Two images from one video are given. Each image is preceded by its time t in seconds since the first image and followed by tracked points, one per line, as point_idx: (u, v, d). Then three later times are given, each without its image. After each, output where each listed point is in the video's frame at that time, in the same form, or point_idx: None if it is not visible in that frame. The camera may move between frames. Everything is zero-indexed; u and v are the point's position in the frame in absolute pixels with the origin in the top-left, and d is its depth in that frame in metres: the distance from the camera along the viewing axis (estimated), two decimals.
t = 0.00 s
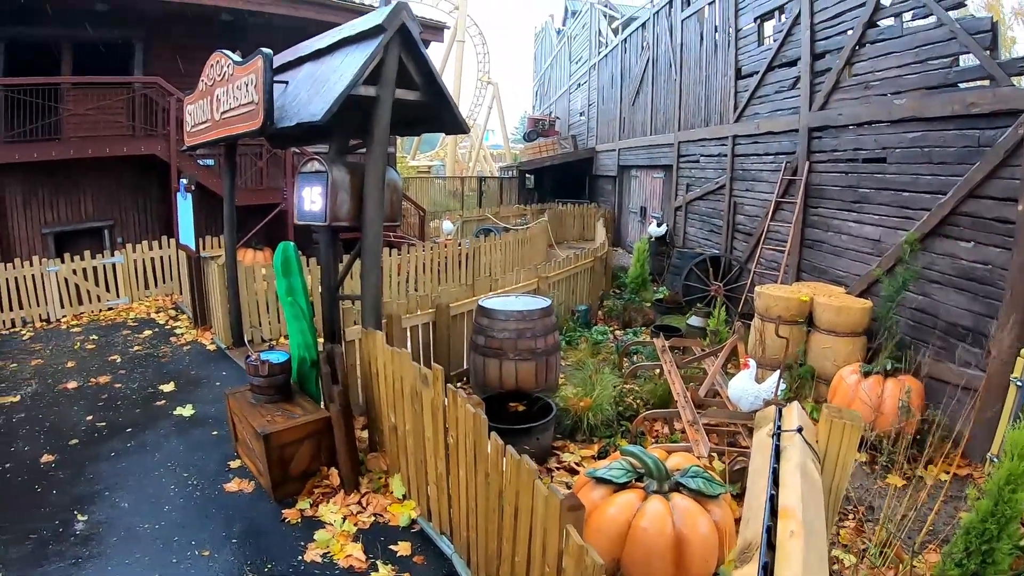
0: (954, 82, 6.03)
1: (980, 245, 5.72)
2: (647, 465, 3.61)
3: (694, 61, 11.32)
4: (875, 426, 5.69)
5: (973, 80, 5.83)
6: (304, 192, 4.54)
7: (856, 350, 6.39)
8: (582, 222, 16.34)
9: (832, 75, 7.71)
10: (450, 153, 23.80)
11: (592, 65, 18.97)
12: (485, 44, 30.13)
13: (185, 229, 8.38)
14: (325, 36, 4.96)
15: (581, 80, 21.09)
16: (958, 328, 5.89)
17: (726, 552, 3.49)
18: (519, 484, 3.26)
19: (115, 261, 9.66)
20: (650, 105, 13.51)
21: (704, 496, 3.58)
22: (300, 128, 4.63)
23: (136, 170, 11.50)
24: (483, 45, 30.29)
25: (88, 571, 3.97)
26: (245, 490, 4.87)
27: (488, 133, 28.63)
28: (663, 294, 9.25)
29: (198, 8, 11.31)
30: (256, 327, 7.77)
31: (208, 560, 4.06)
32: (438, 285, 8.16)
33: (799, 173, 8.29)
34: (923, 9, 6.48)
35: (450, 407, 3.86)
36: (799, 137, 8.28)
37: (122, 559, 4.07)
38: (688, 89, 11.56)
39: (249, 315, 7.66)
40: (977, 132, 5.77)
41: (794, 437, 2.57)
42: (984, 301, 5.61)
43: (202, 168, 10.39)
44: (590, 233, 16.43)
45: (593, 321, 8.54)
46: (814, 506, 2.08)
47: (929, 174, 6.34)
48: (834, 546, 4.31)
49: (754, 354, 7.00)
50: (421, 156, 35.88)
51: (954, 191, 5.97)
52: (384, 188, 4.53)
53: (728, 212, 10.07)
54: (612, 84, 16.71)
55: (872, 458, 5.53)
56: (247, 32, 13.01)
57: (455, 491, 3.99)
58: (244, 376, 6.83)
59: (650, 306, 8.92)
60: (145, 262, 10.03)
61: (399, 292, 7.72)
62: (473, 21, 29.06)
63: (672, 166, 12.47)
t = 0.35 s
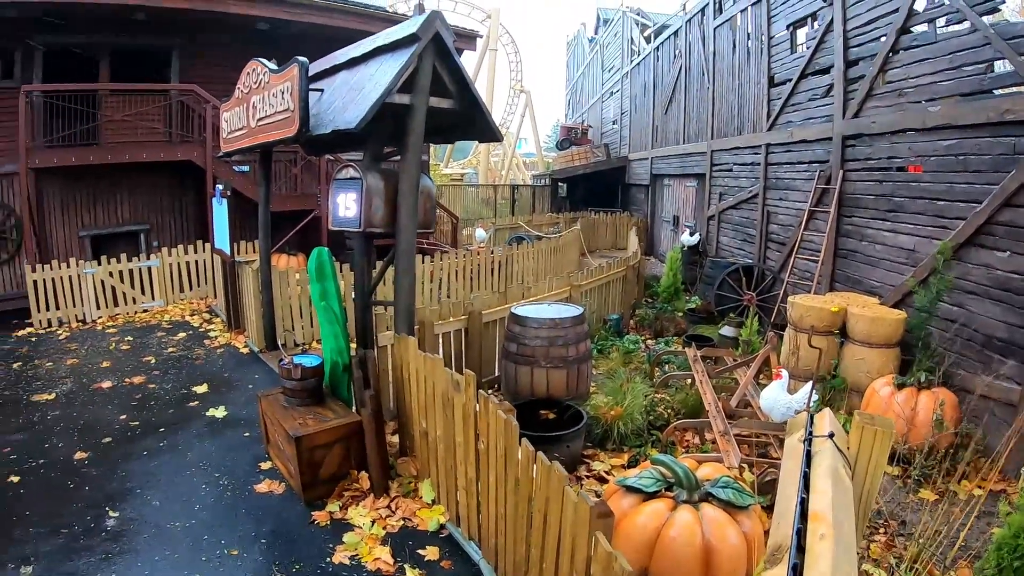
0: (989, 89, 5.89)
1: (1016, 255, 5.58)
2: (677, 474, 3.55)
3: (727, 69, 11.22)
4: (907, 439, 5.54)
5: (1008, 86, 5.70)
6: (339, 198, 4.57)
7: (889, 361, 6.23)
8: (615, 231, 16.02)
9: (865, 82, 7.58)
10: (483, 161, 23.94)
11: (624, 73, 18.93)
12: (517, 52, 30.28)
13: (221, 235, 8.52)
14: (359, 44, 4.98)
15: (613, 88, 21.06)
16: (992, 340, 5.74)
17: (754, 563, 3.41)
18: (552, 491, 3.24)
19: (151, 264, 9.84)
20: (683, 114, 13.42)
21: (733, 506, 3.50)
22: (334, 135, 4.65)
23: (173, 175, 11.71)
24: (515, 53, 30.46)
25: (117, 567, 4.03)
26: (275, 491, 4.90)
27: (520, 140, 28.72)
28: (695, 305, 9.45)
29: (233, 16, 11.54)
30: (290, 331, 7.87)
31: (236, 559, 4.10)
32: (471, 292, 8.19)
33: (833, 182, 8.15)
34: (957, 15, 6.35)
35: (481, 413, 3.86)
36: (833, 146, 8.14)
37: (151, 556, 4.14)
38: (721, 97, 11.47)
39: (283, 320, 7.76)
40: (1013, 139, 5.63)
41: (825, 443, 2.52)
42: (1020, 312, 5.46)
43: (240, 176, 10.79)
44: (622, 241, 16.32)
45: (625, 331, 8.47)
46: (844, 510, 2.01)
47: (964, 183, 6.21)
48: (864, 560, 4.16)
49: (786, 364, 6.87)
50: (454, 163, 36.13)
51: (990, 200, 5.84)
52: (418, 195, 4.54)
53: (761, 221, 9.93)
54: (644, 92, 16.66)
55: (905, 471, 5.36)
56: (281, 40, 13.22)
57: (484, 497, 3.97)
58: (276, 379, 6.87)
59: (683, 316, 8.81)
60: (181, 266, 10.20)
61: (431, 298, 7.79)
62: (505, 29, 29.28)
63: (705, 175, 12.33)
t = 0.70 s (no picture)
0: (1019, 96, 5.81)
1: None
2: (702, 482, 3.50)
3: (753, 77, 11.16)
4: (933, 451, 5.42)
5: None
6: (368, 205, 4.61)
7: (917, 372, 6.13)
8: (641, 240, 16.13)
9: (893, 89, 7.48)
10: (509, 170, 23.98)
11: (651, 82, 18.89)
12: (542, 60, 30.36)
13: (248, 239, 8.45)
14: (389, 52, 5.02)
15: (639, 96, 21.02)
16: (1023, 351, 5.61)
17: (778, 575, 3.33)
18: (579, 499, 3.23)
19: (180, 268, 10.00)
20: (709, 122, 13.36)
21: (757, 517, 3.42)
22: (364, 143, 4.67)
23: (202, 179, 11.86)
24: (541, 61, 30.54)
25: (142, 564, 4.10)
26: (301, 494, 4.92)
27: (546, 149, 28.73)
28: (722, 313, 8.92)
29: (261, 24, 11.74)
30: (317, 336, 7.86)
31: (260, 559, 4.13)
32: (497, 299, 8.23)
33: (860, 191, 8.04)
34: (985, 21, 6.27)
35: (507, 420, 3.85)
36: (861, 153, 8.04)
37: (177, 555, 4.20)
38: (747, 105, 11.39)
39: (309, 325, 7.76)
40: None
41: (849, 448, 2.51)
42: None
43: (267, 181, 10.81)
44: (649, 250, 16.26)
45: (651, 340, 8.40)
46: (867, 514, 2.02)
47: (992, 191, 6.11)
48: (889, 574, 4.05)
49: (813, 375, 6.76)
50: (480, 171, 36.25)
51: (1020, 208, 5.72)
52: (446, 203, 4.56)
53: (789, 231, 9.81)
54: (671, 100, 16.60)
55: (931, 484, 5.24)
56: (309, 47, 13.41)
57: (509, 504, 3.97)
58: (303, 384, 6.90)
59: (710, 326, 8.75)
60: (210, 270, 10.34)
61: (458, 305, 7.83)
62: (531, 37, 29.38)
63: (731, 183, 12.21)
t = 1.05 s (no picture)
0: None
1: None
2: (726, 492, 3.45)
3: (779, 85, 11.07)
4: (960, 463, 5.32)
5: None
6: (395, 213, 4.65)
7: (944, 384, 6.03)
8: (667, 248, 16.19)
9: (919, 96, 7.39)
10: (535, 178, 24.06)
11: (677, 90, 18.82)
12: (569, 68, 30.45)
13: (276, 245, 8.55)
14: (416, 61, 5.05)
15: (665, 105, 20.95)
16: None
17: None
18: (604, 508, 3.22)
19: (208, 273, 10.11)
20: (735, 130, 13.27)
21: (782, 528, 3.35)
22: (391, 151, 4.69)
23: (230, 185, 12.02)
24: (567, 70, 30.62)
25: (165, 564, 4.17)
26: (325, 497, 4.94)
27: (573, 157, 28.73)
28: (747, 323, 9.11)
29: (288, 33, 11.91)
30: (343, 342, 7.95)
31: (283, 562, 4.17)
32: (523, 307, 8.33)
33: (888, 200, 7.93)
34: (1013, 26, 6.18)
35: (532, 427, 3.85)
36: (888, 162, 7.94)
37: (200, 555, 4.25)
38: (774, 113, 11.28)
39: (336, 330, 7.86)
40: None
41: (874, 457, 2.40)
42: None
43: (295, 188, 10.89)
44: (675, 259, 16.20)
45: (676, 349, 8.32)
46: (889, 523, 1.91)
47: (1021, 200, 6.01)
48: None
49: (839, 385, 6.67)
50: (507, 177, 36.34)
51: None
52: (473, 211, 4.58)
53: (815, 239, 9.70)
54: (697, 108, 16.53)
55: (958, 497, 5.13)
56: (334, 55, 13.56)
57: (532, 511, 3.96)
58: (329, 389, 6.94)
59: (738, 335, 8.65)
60: (238, 275, 10.47)
61: (484, 313, 7.94)
62: (557, 46, 29.48)
63: (758, 191, 12.08)
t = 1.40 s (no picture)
0: None
1: None
2: (758, 502, 3.41)
3: (814, 92, 10.96)
4: (996, 477, 5.20)
5: None
6: (431, 220, 4.68)
7: (981, 396, 5.91)
8: (701, 256, 15.79)
9: (955, 102, 7.27)
10: (570, 186, 24.16)
11: (711, 97, 18.71)
12: (602, 76, 30.50)
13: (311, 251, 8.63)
14: (452, 69, 5.09)
15: (699, 112, 20.86)
16: None
17: None
18: (638, 516, 3.21)
19: (244, 278, 10.28)
20: (770, 137, 13.14)
21: (814, 538, 3.33)
22: (428, 158, 4.73)
23: (266, 192, 12.22)
24: (600, 77, 30.67)
25: (199, 561, 4.26)
26: (357, 500, 4.97)
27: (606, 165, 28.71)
28: (782, 332, 8.90)
29: (322, 42, 12.09)
30: (376, 347, 7.91)
31: (315, 563, 4.22)
32: (558, 315, 8.37)
33: (923, 208, 7.81)
34: None
35: (566, 433, 3.86)
36: (923, 169, 7.82)
37: (234, 554, 4.33)
38: (808, 120, 11.16)
39: (370, 334, 7.85)
40: None
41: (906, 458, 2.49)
42: None
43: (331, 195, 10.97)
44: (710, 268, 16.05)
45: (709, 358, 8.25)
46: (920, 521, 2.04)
47: None
48: None
49: (873, 395, 6.56)
50: (541, 186, 36.48)
51: None
52: (509, 218, 4.61)
53: (850, 248, 9.56)
54: (731, 115, 16.43)
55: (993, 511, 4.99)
56: (370, 64, 13.71)
57: (565, 518, 3.95)
58: (363, 394, 7.00)
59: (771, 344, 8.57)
60: (273, 280, 10.63)
61: (518, 320, 7.99)
62: (590, 53, 29.57)
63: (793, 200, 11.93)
